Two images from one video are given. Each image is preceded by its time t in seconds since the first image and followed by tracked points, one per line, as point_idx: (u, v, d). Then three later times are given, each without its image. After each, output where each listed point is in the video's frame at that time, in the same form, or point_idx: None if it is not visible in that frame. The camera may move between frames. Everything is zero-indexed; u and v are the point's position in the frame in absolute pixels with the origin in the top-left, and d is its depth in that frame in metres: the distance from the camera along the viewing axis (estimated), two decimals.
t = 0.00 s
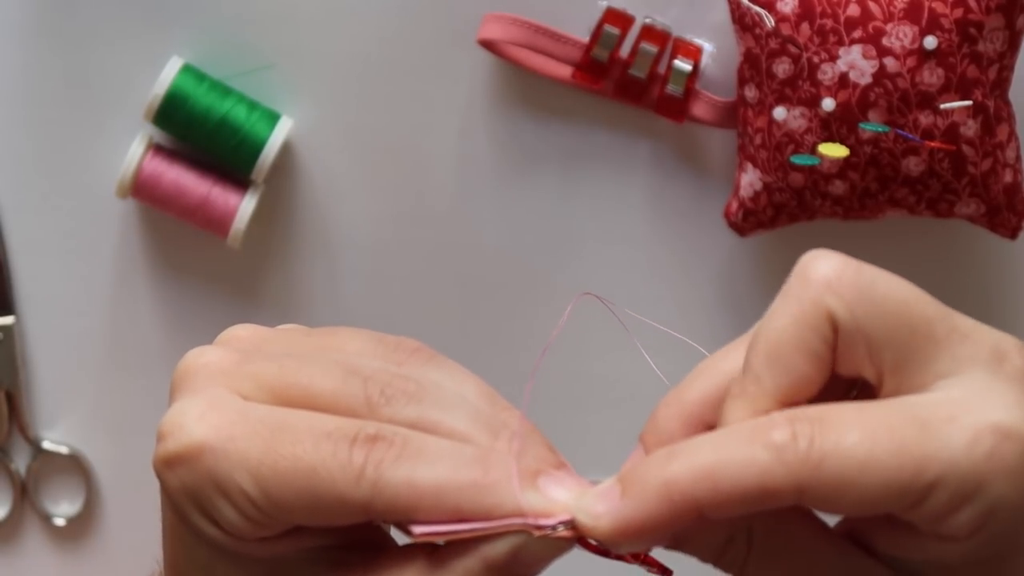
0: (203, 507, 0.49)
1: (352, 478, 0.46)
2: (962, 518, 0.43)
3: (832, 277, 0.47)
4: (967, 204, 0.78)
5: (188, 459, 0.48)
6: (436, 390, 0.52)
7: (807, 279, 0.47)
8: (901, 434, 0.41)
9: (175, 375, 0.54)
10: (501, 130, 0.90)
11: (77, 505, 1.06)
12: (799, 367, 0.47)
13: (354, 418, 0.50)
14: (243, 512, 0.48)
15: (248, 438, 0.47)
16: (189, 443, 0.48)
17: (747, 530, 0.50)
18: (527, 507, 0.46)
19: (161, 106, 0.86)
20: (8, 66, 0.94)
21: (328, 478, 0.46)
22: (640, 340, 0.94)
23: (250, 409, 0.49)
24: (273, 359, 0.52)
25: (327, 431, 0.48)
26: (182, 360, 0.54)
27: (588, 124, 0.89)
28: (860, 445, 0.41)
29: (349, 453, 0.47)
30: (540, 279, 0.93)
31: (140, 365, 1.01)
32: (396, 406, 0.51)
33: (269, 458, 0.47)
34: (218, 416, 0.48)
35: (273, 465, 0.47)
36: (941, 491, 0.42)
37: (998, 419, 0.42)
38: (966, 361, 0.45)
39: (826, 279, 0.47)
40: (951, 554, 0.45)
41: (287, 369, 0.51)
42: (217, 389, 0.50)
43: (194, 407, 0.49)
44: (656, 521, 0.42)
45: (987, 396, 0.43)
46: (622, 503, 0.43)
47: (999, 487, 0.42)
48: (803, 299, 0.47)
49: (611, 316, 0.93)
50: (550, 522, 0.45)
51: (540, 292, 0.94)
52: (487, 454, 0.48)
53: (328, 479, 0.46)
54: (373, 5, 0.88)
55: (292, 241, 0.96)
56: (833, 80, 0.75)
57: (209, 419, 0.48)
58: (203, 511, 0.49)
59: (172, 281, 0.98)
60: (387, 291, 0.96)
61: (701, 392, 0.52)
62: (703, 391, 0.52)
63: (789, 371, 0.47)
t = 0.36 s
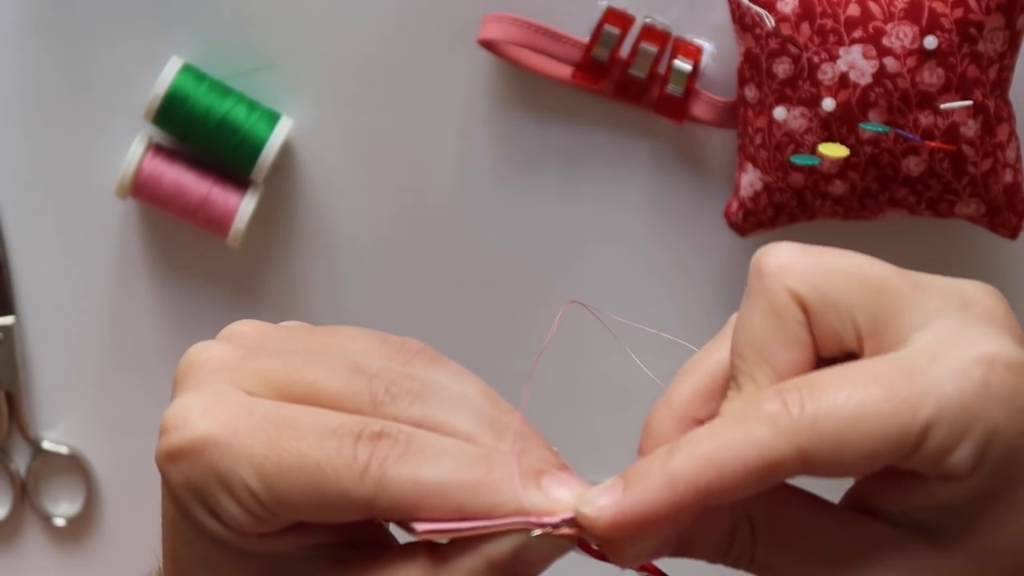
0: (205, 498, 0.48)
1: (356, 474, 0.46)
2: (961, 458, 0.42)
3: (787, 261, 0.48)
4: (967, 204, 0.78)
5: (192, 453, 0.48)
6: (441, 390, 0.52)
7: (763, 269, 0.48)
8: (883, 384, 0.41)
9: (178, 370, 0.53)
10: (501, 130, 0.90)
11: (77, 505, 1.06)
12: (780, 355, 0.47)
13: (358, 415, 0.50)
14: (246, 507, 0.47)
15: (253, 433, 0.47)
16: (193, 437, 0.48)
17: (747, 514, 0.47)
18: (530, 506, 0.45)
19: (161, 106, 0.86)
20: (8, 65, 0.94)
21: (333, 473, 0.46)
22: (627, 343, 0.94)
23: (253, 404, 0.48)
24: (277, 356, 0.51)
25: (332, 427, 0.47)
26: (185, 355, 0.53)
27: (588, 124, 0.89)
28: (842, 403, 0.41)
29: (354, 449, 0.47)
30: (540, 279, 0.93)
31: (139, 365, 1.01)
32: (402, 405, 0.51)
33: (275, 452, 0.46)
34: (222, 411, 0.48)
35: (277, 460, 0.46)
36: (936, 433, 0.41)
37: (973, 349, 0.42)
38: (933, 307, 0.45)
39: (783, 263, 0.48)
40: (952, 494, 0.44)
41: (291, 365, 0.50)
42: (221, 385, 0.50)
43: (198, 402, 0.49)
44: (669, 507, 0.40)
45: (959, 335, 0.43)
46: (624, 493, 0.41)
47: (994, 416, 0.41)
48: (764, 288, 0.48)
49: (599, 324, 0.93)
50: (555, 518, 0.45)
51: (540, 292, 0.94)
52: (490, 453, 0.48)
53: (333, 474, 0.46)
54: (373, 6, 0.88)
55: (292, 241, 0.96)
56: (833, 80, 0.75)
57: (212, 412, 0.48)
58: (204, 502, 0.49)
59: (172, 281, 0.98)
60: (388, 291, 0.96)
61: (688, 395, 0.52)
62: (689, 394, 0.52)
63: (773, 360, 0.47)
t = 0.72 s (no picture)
0: (230, 464, 0.49)
1: (382, 437, 0.47)
2: (952, 410, 0.40)
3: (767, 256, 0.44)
4: (967, 204, 0.78)
5: (218, 417, 0.48)
6: (464, 361, 0.52)
7: (738, 268, 0.44)
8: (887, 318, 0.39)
9: (200, 340, 0.54)
10: (501, 131, 0.90)
11: (77, 506, 1.06)
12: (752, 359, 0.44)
13: (382, 381, 0.50)
14: (271, 472, 0.47)
15: (279, 398, 0.48)
16: (219, 400, 0.48)
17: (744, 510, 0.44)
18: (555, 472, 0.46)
19: (161, 106, 0.86)
20: (8, 66, 0.94)
21: (359, 436, 0.47)
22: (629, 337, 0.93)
23: (278, 370, 0.49)
24: (301, 325, 0.52)
25: (358, 392, 0.48)
26: (206, 326, 0.55)
27: (588, 124, 0.89)
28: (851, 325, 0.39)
29: (380, 414, 0.47)
30: (540, 280, 0.93)
31: (139, 365, 1.01)
32: (426, 372, 0.51)
33: (301, 416, 0.47)
34: (249, 375, 0.49)
35: (304, 424, 0.47)
36: (929, 376, 0.39)
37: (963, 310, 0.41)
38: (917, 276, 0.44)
39: (762, 259, 0.44)
40: (944, 452, 0.42)
41: (316, 334, 0.51)
42: (246, 352, 0.51)
43: (225, 366, 0.50)
44: (692, 452, 0.41)
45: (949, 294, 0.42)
46: (667, 438, 0.41)
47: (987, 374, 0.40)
48: (742, 284, 0.44)
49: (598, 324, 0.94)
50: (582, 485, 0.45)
51: (540, 292, 0.94)
52: (516, 419, 0.49)
53: (358, 437, 0.47)
54: (373, 6, 0.88)
55: (292, 241, 0.96)
56: (833, 80, 0.75)
57: (237, 377, 0.49)
58: (228, 468, 0.49)
59: (171, 281, 0.98)
60: (388, 291, 0.96)
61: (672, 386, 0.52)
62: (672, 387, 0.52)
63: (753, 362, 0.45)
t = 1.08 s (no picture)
0: (261, 449, 0.45)
1: (418, 420, 0.43)
2: (924, 416, 0.40)
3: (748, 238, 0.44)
4: (967, 204, 0.78)
5: (249, 402, 0.44)
6: (495, 345, 0.48)
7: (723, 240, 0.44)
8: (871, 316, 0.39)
9: (226, 327, 0.49)
10: (501, 130, 0.90)
11: (77, 506, 1.06)
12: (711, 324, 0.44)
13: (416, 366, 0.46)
14: (304, 457, 0.44)
15: (311, 383, 0.44)
16: (249, 385, 0.44)
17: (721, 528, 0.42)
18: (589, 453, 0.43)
19: (160, 106, 0.86)
20: (8, 66, 0.94)
21: (396, 421, 0.43)
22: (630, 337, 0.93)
23: (311, 354, 0.45)
24: (330, 310, 0.48)
25: (394, 375, 0.44)
26: (234, 312, 0.50)
27: (588, 124, 0.89)
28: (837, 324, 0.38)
29: (416, 397, 0.44)
30: (541, 280, 0.93)
31: (139, 365, 1.01)
32: (459, 356, 0.47)
33: (335, 401, 0.43)
34: (281, 357, 0.45)
35: (338, 408, 0.43)
36: (909, 380, 0.39)
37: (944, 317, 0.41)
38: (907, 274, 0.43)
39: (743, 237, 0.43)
40: (920, 457, 0.41)
41: (345, 320, 0.47)
42: (275, 338, 0.46)
43: (254, 350, 0.45)
44: (628, 407, 0.41)
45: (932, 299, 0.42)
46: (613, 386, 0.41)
47: (967, 387, 0.40)
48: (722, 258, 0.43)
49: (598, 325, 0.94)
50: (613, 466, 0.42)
51: (541, 291, 0.94)
52: (549, 402, 0.45)
53: (396, 421, 0.43)
54: (373, 6, 0.88)
55: (293, 242, 0.96)
56: (833, 80, 0.75)
57: (269, 359, 0.45)
58: (259, 454, 0.45)
59: (171, 281, 0.98)
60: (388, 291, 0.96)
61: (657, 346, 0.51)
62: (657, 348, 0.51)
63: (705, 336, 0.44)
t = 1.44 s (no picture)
0: (260, 444, 0.45)
1: (414, 372, 0.43)
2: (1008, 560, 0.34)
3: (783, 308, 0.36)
4: (966, 205, 0.78)
5: (236, 396, 0.44)
6: (462, 297, 0.51)
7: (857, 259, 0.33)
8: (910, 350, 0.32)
9: (193, 333, 0.47)
10: (501, 130, 0.90)
11: (78, 505, 1.06)
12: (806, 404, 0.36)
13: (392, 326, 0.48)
14: (307, 439, 0.44)
15: (296, 364, 0.43)
16: (235, 381, 0.43)
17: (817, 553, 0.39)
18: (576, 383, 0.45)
19: (161, 106, 0.86)
20: (9, 66, 0.94)
21: (393, 381, 0.43)
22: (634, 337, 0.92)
23: (286, 342, 0.44)
24: (294, 292, 0.48)
25: (377, 338, 0.44)
26: (197, 317, 0.47)
27: (588, 124, 0.89)
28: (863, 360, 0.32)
29: (405, 353, 0.44)
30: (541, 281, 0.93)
31: (141, 364, 1.01)
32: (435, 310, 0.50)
33: (326, 376, 0.43)
34: (260, 348, 0.44)
35: (330, 381, 0.43)
36: None
37: None
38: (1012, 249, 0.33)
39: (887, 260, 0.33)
40: None
41: (313, 299, 0.47)
42: (244, 330, 0.45)
43: (230, 349, 0.44)
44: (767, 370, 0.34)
45: None
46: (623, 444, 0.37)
47: None
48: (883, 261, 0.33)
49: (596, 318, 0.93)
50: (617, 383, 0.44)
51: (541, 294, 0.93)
52: (534, 339, 0.47)
53: (392, 382, 0.43)
54: (374, 6, 0.88)
55: (293, 241, 0.96)
56: (832, 80, 0.75)
57: (250, 350, 0.44)
58: (260, 449, 0.45)
59: (172, 281, 0.98)
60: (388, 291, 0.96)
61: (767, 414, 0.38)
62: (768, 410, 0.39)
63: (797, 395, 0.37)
